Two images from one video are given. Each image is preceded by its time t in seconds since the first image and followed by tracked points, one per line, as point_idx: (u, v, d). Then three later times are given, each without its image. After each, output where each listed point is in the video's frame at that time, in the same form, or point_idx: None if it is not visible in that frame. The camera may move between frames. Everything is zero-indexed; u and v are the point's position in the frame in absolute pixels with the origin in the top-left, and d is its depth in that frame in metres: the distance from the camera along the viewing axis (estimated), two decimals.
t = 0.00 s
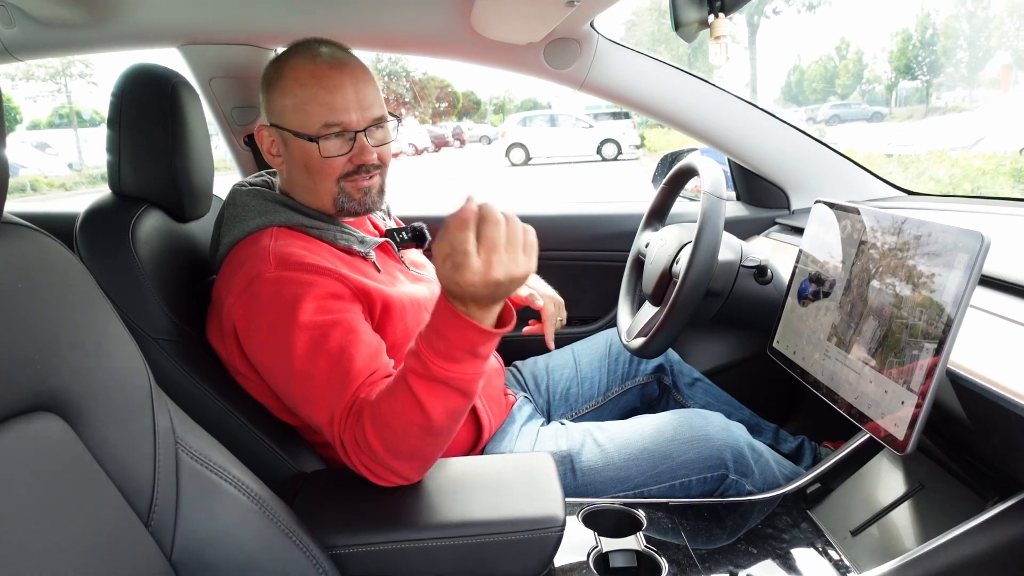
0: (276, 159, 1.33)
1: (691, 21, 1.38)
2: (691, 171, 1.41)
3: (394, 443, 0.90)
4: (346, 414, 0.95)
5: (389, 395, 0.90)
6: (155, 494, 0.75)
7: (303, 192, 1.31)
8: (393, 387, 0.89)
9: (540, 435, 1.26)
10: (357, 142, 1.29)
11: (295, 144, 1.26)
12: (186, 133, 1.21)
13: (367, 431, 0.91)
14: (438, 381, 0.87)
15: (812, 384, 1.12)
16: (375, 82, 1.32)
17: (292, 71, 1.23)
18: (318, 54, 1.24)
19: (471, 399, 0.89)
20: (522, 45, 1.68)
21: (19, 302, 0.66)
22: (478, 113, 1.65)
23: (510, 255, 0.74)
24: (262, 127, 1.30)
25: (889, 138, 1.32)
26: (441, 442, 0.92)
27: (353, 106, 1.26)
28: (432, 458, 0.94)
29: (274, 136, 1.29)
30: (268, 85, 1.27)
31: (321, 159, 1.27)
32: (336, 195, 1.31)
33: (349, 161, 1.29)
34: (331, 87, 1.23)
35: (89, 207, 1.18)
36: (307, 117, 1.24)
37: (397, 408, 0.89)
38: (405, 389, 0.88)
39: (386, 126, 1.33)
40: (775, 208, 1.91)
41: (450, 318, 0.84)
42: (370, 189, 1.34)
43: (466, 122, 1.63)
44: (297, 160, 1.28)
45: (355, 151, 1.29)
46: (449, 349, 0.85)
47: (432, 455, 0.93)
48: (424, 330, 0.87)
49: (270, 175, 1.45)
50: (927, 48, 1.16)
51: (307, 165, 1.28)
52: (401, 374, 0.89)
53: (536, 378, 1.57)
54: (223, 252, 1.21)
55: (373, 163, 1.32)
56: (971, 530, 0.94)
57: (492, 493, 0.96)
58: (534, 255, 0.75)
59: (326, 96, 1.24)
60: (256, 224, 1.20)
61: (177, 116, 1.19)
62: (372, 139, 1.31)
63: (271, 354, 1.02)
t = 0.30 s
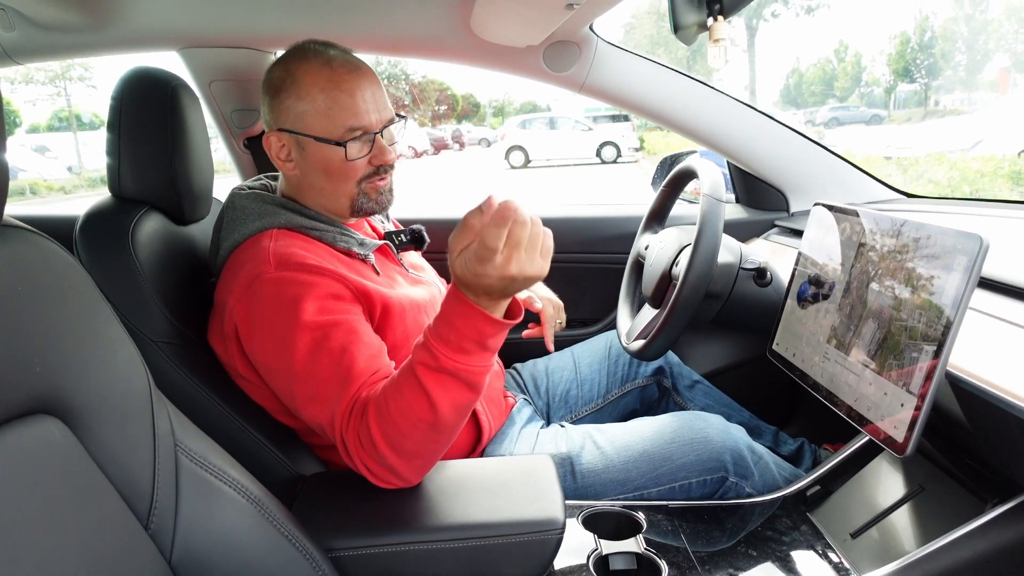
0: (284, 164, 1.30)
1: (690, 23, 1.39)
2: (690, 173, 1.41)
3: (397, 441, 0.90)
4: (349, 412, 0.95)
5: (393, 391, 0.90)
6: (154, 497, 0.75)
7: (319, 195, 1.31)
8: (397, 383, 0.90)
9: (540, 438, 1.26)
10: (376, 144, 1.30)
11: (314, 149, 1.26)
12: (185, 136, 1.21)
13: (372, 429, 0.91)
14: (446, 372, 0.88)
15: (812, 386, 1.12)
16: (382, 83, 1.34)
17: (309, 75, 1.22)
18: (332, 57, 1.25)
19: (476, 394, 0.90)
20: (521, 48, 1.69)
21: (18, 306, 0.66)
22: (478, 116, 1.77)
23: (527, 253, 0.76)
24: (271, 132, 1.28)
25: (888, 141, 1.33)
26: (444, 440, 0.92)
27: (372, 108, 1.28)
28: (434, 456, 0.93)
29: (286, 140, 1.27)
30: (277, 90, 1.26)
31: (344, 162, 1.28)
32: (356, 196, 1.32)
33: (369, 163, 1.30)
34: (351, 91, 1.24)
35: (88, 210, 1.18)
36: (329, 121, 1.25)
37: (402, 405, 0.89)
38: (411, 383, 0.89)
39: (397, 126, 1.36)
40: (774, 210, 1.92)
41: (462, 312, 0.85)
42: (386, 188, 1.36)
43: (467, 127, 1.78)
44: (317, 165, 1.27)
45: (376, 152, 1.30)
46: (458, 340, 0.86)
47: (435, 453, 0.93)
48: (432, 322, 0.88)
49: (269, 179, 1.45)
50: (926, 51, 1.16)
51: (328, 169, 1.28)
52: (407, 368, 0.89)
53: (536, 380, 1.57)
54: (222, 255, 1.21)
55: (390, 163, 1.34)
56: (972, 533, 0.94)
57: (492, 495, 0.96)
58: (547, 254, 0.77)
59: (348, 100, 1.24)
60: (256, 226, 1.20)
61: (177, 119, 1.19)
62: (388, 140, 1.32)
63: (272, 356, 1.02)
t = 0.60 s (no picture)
0: (286, 162, 1.29)
1: (690, 25, 1.40)
2: (690, 174, 1.41)
3: (433, 402, 1.04)
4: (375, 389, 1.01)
5: (429, 355, 1.08)
6: (154, 498, 0.75)
7: (322, 195, 1.31)
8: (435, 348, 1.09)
9: (540, 439, 1.26)
10: (383, 147, 1.31)
11: (321, 149, 1.26)
12: (185, 136, 1.21)
13: (408, 397, 1.01)
14: (477, 331, 1.13)
15: (812, 387, 1.12)
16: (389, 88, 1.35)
17: (321, 76, 1.22)
18: (343, 59, 1.25)
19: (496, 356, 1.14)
20: (521, 49, 1.69)
21: (18, 307, 0.66)
22: (478, 118, 1.81)
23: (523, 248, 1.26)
24: (277, 131, 1.27)
25: (887, 142, 1.33)
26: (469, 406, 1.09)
27: (381, 111, 1.28)
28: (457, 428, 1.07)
29: (292, 139, 1.27)
30: (285, 88, 1.25)
31: (351, 164, 1.28)
32: (359, 197, 1.32)
33: (374, 165, 1.31)
34: (362, 93, 1.25)
35: (88, 212, 1.18)
36: (339, 122, 1.25)
37: (442, 363, 1.07)
38: (452, 340, 1.11)
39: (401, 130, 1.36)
40: (774, 212, 1.92)
41: (490, 282, 1.19)
42: (388, 190, 1.37)
43: (467, 129, 1.82)
44: (324, 166, 1.27)
45: (381, 155, 1.31)
46: (489, 300, 1.17)
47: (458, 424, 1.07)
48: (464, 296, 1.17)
49: (268, 180, 1.44)
50: (925, 53, 1.17)
51: (333, 169, 1.28)
52: (444, 331, 1.13)
53: (536, 382, 1.57)
54: (221, 256, 1.21)
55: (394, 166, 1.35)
56: (973, 535, 0.94)
57: (492, 496, 0.96)
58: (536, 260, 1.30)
59: (359, 103, 1.25)
60: (255, 225, 1.19)
61: (177, 120, 1.19)
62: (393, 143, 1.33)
63: (280, 348, 1.03)
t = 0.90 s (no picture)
0: (284, 159, 1.29)
1: (690, 25, 1.40)
2: (691, 175, 1.41)
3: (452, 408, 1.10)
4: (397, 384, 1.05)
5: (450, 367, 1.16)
6: (154, 498, 0.75)
7: (319, 192, 1.31)
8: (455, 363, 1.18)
9: (540, 439, 1.26)
10: (378, 144, 1.31)
11: (317, 145, 1.26)
12: (185, 136, 1.21)
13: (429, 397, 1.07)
14: (500, 357, 1.24)
15: (812, 388, 1.12)
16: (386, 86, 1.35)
17: (316, 73, 1.22)
18: (339, 56, 1.25)
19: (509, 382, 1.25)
20: (521, 50, 1.69)
21: (19, 307, 0.66)
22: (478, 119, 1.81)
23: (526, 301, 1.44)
24: (273, 128, 1.28)
25: (888, 142, 1.32)
26: (477, 406, 1.16)
27: (377, 108, 1.28)
28: (468, 428, 1.14)
29: (289, 136, 1.27)
30: (281, 85, 1.26)
31: (346, 160, 1.28)
32: (355, 194, 1.32)
33: (370, 162, 1.31)
34: (357, 90, 1.25)
35: (88, 212, 1.18)
36: (334, 119, 1.25)
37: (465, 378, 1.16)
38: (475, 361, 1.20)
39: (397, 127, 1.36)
40: (774, 213, 1.92)
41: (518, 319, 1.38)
42: (385, 188, 1.37)
43: (467, 129, 1.84)
44: (319, 162, 1.27)
45: (376, 152, 1.31)
46: (516, 329, 1.34)
47: (467, 423, 1.14)
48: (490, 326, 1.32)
49: (269, 180, 1.44)
50: (925, 55, 1.17)
51: (329, 165, 1.28)
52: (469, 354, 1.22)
53: (536, 382, 1.57)
54: (222, 256, 1.21)
55: (390, 163, 1.35)
56: (973, 536, 0.94)
57: (492, 497, 0.96)
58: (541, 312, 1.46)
59: (353, 100, 1.25)
60: (257, 223, 1.19)
61: (177, 120, 1.19)
62: (388, 140, 1.33)
63: (297, 340, 1.04)
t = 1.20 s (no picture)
0: (281, 161, 1.30)
1: (690, 25, 1.40)
2: (691, 174, 1.41)
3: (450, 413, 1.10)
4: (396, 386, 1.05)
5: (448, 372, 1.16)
6: (154, 498, 0.74)
7: (315, 194, 1.31)
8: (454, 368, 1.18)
9: (540, 439, 1.26)
10: (373, 146, 1.30)
11: (312, 147, 1.26)
12: (184, 137, 1.21)
13: (428, 401, 1.07)
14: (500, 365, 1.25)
15: (812, 387, 1.12)
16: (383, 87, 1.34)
17: (310, 74, 1.22)
18: (334, 58, 1.25)
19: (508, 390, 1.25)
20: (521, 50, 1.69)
21: (19, 307, 0.66)
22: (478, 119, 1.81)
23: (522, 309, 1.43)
24: (270, 129, 1.28)
25: (888, 142, 1.31)
26: (476, 411, 1.16)
27: (372, 110, 1.28)
28: (466, 432, 1.14)
29: (285, 137, 1.27)
30: (277, 87, 1.26)
31: (340, 162, 1.28)
32: (351, 196, 1.32)
33: (365, 164, 1.31)
34: (351, 92, 1.24)
35: (88, 213, 1.18)
36: (327, 121, 1.25)
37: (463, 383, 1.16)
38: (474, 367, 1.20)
39: (394, 129, 1.36)
40: (774, 213, 1.92)
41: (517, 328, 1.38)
42: (381, 190, 1.37)
43: (467, 129, 1.84)
44: (314, 163, 1.27)
45: (371, 154, 1.31)
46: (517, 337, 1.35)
47: (466, 428, 1.14)
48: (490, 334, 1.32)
49: (269, 180, 1.44)
50: (925, 54, 1.17)
51: (324, 167, 1.28)
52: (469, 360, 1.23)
53: (536, 382, 1.57)
54: (222, 256, 1.21)
55: (387, 165, 1.34)
56: (973, 536, 0.94)
57: (493, 497, 0.96)
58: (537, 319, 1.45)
59: (348, 102, 1.25)
60: (257, 224, 1.19)
61: (176, 121, 1.20)
62: (385, 142, 1.33)
63: (296, 341, 1.04)
